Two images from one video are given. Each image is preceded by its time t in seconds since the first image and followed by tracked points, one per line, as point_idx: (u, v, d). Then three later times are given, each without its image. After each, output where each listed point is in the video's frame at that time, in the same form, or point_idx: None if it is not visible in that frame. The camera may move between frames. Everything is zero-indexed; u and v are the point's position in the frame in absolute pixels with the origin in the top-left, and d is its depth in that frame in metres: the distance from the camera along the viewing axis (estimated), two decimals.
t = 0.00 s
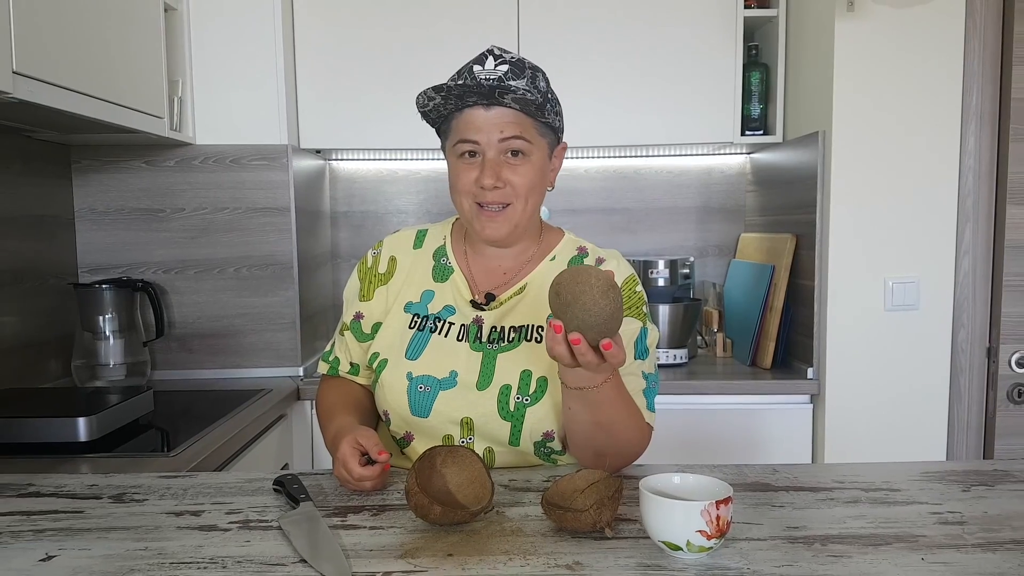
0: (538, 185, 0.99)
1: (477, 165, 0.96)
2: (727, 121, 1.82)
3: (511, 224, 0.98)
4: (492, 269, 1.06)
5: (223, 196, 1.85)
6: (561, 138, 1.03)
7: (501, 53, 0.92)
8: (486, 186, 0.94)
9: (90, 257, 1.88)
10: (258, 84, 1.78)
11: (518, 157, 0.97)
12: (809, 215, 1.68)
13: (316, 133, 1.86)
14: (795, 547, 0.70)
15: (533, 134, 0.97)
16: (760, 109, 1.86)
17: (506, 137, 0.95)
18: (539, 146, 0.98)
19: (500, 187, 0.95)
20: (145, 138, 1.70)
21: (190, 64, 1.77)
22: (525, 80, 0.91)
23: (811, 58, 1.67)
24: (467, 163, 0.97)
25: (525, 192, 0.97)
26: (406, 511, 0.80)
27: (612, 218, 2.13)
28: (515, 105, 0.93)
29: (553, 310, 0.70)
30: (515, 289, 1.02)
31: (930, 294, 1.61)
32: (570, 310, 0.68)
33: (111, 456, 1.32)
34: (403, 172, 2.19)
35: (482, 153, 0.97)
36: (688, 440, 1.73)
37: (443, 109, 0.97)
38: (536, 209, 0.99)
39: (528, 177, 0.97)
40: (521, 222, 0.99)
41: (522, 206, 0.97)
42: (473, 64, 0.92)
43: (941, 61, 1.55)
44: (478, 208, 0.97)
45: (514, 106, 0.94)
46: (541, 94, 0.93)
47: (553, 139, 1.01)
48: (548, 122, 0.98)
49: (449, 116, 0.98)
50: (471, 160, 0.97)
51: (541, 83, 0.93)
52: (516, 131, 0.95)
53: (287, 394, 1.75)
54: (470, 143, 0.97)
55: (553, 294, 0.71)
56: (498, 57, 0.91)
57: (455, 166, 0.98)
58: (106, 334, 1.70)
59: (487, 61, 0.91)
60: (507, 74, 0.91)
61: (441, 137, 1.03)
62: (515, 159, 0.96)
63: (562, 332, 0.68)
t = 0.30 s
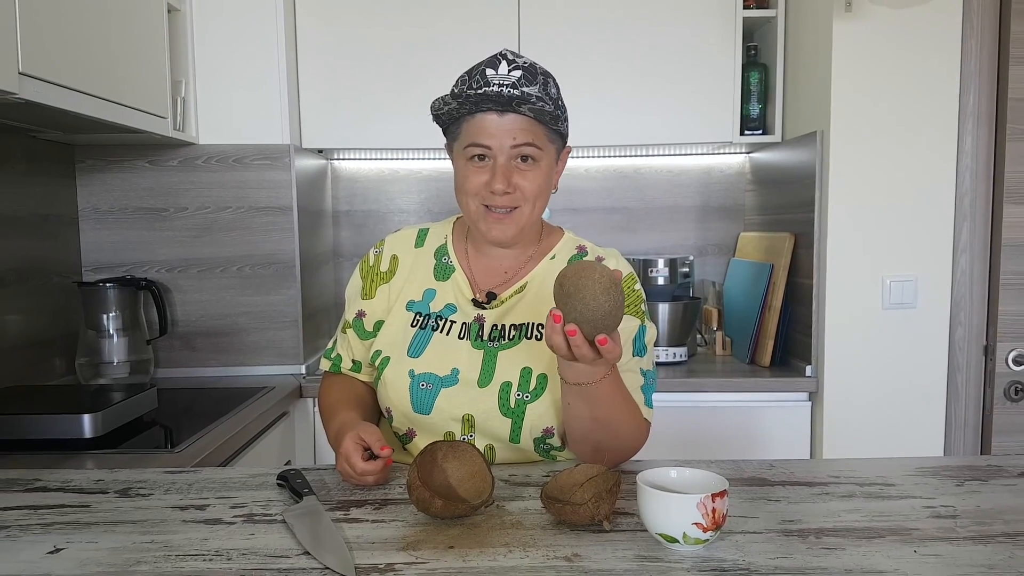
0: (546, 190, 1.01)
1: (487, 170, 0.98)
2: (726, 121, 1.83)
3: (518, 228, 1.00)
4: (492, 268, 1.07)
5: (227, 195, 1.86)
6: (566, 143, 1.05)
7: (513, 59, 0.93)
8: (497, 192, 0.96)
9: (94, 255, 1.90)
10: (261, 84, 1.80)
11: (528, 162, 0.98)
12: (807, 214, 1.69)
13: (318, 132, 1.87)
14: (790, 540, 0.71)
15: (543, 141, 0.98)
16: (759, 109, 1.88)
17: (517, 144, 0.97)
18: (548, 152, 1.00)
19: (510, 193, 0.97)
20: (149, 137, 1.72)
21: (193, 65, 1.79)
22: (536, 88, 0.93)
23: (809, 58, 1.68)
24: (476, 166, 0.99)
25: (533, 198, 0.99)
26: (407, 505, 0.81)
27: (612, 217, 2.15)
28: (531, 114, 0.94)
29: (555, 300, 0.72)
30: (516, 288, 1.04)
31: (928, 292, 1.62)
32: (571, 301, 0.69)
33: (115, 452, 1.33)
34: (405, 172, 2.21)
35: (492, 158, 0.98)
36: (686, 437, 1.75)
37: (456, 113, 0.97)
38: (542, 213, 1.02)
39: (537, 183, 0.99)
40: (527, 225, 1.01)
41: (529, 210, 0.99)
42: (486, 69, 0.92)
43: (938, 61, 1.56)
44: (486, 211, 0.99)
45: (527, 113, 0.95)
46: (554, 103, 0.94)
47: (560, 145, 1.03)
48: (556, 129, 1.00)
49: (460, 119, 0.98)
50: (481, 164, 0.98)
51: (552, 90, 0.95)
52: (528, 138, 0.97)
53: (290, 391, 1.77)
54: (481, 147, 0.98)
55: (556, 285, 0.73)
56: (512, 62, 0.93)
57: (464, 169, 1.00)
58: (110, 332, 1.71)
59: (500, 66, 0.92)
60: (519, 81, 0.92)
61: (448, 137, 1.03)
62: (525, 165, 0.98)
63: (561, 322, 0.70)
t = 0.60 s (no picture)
0: (554, 190, 1.03)
1: (499, 168, 0.99)
2: (726, 121, 1.84)
3: (527, 226, 1.01)
4: (497, 268, 1.08)
5: (231, 196, 1.88)
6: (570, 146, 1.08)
7: (523, 59, 0.96)
8: (510, 189, 0.98)
9: (99, 255, 1.91)
10: (264, 85, 1.81)
11: (538, 161, 1.00)
12: (807, 214, 1.70)
13: (321, 133, 1.89)
14: (788, 535, 0.73)
15: (554, 140, 1.00)
16: (759, 110, 1.89)
17: (530, 142, 0.99)
18: (557, 151, 1.02)
19: (522, 191, 0.98)
20: (154, 138, 1.73)
21: (197, 66, 1.80)
22: (548, 87, 0.95)
23: (808, 59, 1.70)
24: (488, 165, 1.00)
25: (543, 196, 1.00)
26: (412, 501, 0.82)
27: (612, 217, 2.16)
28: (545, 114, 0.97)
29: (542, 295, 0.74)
30: (518, 287, 1.05)
31: (926, 292, 1.64)
32: (554, 297, 0.71)
33: (121, 450, 1.34)
34: (407, 172, 2.22)
35: (504, 156, 1.00)
36: (686, 435, 1.76)
37: (470, 112, 0.99)
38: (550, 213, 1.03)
39: (547, 181, 1.00)
40: (535, 224, 1.03)
41: (539, 209, 1.01)
42: (500, 68, 0.95)
43: (936, 62, 1.57)
44: (496, 209, 1.01)
45: (540, 113, 0.98)
46: (566, 103, 0.97)
47: (566, 146, 1.05)
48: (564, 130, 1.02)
49: (473, 118, 1.00)
50: (492, 163, 1.00)
51: (561, 91, 0.98)
52: (540, 137, 0.99)
53: (293, 390, 1.78)
54: (493, 145, 0.99)
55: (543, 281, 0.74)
56: (522, 62, 0.95)
57: (476, 167, 1.01)
58: (115, 331, 1.73)
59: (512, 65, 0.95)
60: (531, 81, 0.95)
61: (456, 138, 1.05)
62: (535, 164, 1.00)
63: (547, 317, 0.71)
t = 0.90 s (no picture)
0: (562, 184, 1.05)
1: (511, 165, 1.01)
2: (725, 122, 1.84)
3: (539, 220, 1.04)
4: (502, 267, 1.09)
5: (232, 197, 1.89)
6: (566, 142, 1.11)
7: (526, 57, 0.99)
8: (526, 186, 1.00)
9: (100, 256, 1.92)
10: (266, 86, 1.82)
11: (548, 156, 1.02)
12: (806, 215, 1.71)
13: (322, 134, 1.89)
14: (784, 534, 0.73)
15: (562, 136, 1.03)
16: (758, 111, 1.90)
17: (540, 137, 1.00)
18: (563, 146, 1.04)
19: (536, 186, 1.01)
20: (155, 139, 1.74)
21: (199, 68, 1.81)
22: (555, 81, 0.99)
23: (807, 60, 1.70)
24: (499, 163, 1.01)
25: (555, 190, 1.03)
26: (412, 500, 0.83)
27: (612, 218, 2.17)
28: (556, 107, 0.99)
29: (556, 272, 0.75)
30: (518, 287, 1.06)
31: (924, 293, 1.69)
32: (570, 270, 0.72)
33: (123, 450, 1.35)
34: (407, 173, 2.23)
35: (515, 153, 1.01)
36: (686, 435, 1.77)
37: (480, 110, 1.00)
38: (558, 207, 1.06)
39: (557, 176, 1.03)
40: (546, 219, 1.05)
41: (550, 203, 1.04)
42: (507, 64, 0.97)
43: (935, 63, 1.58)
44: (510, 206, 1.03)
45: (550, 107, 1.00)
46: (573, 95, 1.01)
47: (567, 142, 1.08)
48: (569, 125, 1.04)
49: (481, 117, 1.01)
50: (503, 160, 1.01)
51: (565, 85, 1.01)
52: (550, 132, 1.01)
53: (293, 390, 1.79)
54: (504, 143, 1.00)
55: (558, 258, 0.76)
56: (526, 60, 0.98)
57: (487, 165, 1.02)
58: (116, 332, 1.74)
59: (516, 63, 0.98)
60: (539, 76, 0.98)
61: (460, 139, 1.05)
62: (545, 159, 1.02)
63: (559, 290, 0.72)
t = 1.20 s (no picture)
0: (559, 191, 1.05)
1: (509, 174, 1.01)
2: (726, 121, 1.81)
3: (538, 228, 1.04)
4: (498, 271, 1.09)
5: (231, 199, 1.89)
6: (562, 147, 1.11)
7: (519, 66, 0.98)
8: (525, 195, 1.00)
9: (99, 259, 1.92)
10: (264, 89, 1.82)
11: (546, 164, 1.02)
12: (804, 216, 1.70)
13: (321, 137, 1.90)
14: (780, 538, 0.73)
15: (560, 143, 1.03)
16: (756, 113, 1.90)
17: (538, 146, 1.00)
18: (561, 153, 1.04)
19: (535, 195, 1.01)
20: (154, 142, 1.75)
21: (198, 70, 1.81)
22: (550, 90, 0.98)
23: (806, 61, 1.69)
24: (497, 172, 1.01)
25: (553, 198, 1.03)
26: (408, 505, 0.83)
27: (611, 220, 2.17)
28: (554, 116, 0.99)
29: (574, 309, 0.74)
30: (515, 292, 1.06)
31: (921, 295, 1.70)
32: (590, 311, 0.71)
33: (120, 453, 1.35)
34: (405, 175, 2.23)
35: (513, 163, 1.01)
36: (684, 436, 1.77)
37: (477, 121, 0.99)
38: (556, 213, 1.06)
39: (555, 183, 1.03)
40: (544, 226, 1.05)
41: (549, 211, 1.04)
42: (502, 75, 0.97)
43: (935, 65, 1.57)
44: (509, 215, 1.02)
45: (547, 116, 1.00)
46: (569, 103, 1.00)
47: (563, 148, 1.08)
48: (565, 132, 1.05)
49: (478, 127, 1.00)
50: (500, 170, 1.01)
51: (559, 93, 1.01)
52: (547, 140, 1.01)
53: (292, 393, 1.79)
54: (502, 153, 1.00)
55: (576, 295, 0.75)
56: (519, 69, 0.98)
57: (484, 175, 1.02)
58: (115, 335, 1.73)
59: (509, 73, 0.97)
60: (534, 86, 0.97)
61: (456, 148, 1.04)
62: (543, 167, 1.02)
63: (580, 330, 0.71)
